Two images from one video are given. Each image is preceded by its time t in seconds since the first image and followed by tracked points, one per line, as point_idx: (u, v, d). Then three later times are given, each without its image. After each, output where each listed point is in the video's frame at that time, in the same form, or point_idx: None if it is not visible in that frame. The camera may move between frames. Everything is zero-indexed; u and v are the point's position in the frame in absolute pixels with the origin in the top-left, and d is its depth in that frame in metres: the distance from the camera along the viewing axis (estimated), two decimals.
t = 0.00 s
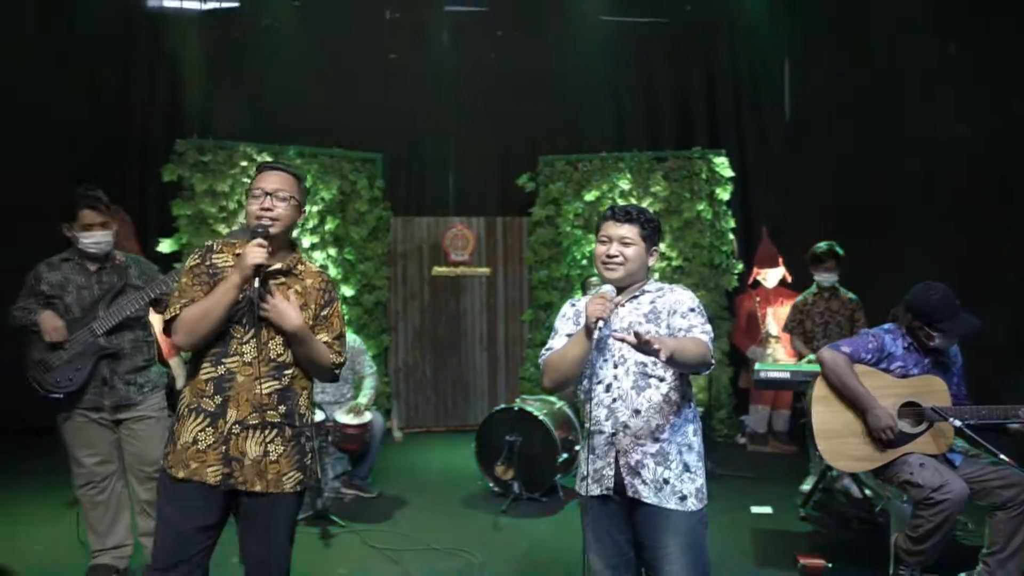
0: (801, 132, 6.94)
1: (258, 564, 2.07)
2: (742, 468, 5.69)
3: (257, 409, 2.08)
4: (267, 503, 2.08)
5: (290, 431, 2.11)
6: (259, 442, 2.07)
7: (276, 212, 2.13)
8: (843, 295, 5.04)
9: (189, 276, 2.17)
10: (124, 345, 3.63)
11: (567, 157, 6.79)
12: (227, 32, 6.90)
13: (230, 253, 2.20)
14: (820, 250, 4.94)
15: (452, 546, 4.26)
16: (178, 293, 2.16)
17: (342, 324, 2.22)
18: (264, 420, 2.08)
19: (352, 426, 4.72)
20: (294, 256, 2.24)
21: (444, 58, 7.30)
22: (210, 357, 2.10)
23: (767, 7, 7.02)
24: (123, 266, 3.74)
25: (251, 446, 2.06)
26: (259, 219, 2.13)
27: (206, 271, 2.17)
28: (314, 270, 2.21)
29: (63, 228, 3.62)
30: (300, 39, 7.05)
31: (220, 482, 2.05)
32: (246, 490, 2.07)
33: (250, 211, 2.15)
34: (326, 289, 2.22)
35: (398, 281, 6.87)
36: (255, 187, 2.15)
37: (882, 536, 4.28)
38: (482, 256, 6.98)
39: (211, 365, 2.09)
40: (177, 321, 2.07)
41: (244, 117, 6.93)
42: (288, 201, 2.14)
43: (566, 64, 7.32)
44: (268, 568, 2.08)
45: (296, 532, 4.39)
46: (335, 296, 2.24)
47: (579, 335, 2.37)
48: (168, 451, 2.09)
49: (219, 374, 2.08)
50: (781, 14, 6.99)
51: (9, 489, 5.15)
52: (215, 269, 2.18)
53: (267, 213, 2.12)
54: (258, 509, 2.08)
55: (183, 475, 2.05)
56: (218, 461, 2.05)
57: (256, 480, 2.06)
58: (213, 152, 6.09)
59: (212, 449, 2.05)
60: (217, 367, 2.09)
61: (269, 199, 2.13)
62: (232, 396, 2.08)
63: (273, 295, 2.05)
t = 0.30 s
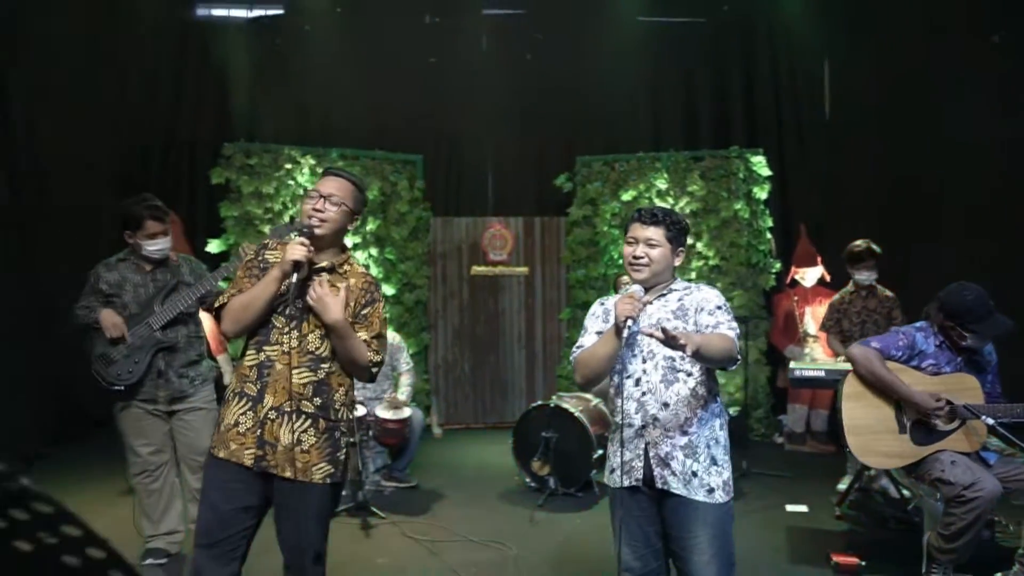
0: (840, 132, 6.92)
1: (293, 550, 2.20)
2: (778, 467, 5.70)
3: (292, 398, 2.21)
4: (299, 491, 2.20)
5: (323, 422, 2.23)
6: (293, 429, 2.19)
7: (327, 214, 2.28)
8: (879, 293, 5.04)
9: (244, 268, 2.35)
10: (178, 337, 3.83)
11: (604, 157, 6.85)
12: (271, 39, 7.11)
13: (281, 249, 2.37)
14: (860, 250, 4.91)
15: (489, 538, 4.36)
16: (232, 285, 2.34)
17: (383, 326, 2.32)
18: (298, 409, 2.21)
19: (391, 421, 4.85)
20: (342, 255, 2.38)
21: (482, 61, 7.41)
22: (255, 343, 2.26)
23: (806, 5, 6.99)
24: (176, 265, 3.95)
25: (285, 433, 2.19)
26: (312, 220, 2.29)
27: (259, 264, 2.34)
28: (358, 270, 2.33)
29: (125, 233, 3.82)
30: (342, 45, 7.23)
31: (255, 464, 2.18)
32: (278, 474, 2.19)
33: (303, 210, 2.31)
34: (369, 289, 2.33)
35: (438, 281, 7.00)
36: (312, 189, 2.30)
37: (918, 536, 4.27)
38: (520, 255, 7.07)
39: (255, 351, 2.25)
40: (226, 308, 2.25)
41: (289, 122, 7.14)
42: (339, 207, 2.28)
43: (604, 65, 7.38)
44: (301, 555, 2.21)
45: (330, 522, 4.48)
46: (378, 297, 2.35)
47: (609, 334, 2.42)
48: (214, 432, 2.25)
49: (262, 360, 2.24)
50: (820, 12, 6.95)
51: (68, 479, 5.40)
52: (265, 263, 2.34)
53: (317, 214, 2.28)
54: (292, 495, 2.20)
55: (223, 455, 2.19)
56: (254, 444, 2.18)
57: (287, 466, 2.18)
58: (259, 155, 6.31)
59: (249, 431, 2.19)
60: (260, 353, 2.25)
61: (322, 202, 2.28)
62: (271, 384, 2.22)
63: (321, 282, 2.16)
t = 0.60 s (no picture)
0: (886, 128, 6.81)
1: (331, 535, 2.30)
2: (820, 466, 5.65)
3: (329, 391, 2.29)
4: (336, 483, 2.28)
5: (359, 415, 2.30)
6: (329, 421, 2.28)
7: (366, 214, 2.35)
8: (924, 290, 4.95)
9: (287, 268, 2.45)
10: (225, 332, 3.95)
11: (645, 155, 6.87)
12: (317, 43, 7.27)
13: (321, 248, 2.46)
14: (904, 247, 4.82)
15: (525, 532, 4.41)
16: (276, 285, 2.45)
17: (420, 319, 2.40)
18: (335, 402, 2.29)
19: (432, 416, 4.98)
20: (379, 253, 2.46)
21: (523, 60, 7.46)
22: (296, 339, 2.36)
23: None
24: (224, 263, 4.10)
25: (321, 425, 2.28)
26: (352, 219, 2.36)
27: (300, 264, 2.44)
28: (395, 267, 2.41)
29: (175, 231, 3.96)
30: (385, 47, 7.36)
31: (294, 455, 2.27)
32: (315, 466, 2.28)
33: (343, 208, 2.37)
34: (405, 284, 2.40)
35: (479, 279, 7.07)
36: (353, 189, 2.37)
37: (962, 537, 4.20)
38: (560, 253, 7.09)
39: (296, 345, 2.35)
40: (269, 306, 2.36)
41: (334, 123, 7.29)
42: (378, 207, 2.35)
43: (644, 63, 7.37)
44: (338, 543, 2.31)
45: (368, 517, 4.55)
46: (414, 292, 2.42)
47: (642, 329, 2.43)
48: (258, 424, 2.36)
49: (301, 354, 2.33)
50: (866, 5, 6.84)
51: (123, 469, 5.61)
52: (306, 262, 2.44)
53: (356, 213, 2.35)
54: (330, 486, 2.29)
55: (266, 447, 2.29)
56: (293, 435, 2.27)
57: (324, 458, 2.26)
58: (305, 155, 6.47)
59: (289, 423, 2.28)
60: (300, 347, 2.34)
61: (363, 201, 2.35)
62: (310, 377, 2.31)
63: (359, 281, 2.18)
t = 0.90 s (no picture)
0: (913, 124, 6.70)
1: (350, 527, 2.35)
2: (842, 466, 5.58)
3: (346, 384, 2.33)
4: (355, 475, 2.33)
5: (377, 408, 2.33)
6: (348, 415, 2.31)
7: (382, 210, 2.38)
8: (949, 287, 4.87)
9: (297, 270, 2.45)
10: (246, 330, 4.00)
11: (667, 153, 6.84)
12: (340, 44, 7.33)
13: (332, 247, 2.46)
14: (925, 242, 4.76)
15: (541, 528, 4.43)
16: (289, 285, 2.45)
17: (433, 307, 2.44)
18: (354, 395, 2.32)
19: (450, 412, 4.98)
20: (388, 245, 2.49)
21: (545, 59, 7.45)
22: (312, 336, 2.38)
23: None
24: (245, 261, 4.15)
25: (341, 419, 2.31)
26: (367, 215, 2.38)
27: (310, 262, 2.45)
28: (406, 257, 2.44)
29: (196, 226, 4.02)
30: (407, 48, 7.40)
31: (314, 449, 2.31)
32: (335, 459, 2.32)
33: (359, 201, 2.39)
34: (416, 273, 2.44)
35: (500, 277, 7.09)
36: (371, 183, 2.40)
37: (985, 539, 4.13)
38: (581, 251, 7.08)
39: (312, 342, 2.37)
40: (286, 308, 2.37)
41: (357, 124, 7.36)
42: (394, 201, 2.37)
43: (666, 60, 7.33)
44: (356, 533, 2.36)
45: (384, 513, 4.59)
46: (424, 280, 2.45)
47: (651, 329, 2.41)
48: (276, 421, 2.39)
49: (317, 349, 2.36)
50: None
51: (149, 463, 5.71)
52: (317, 261, 2.44)
53: (373, 205, 2.37)
54: (349, 478, 2.33)
55: (285, 443, 2.32)
56: (312, 430, 2.31)
57: (344, 452, 2.30)
58: (327, 155, 6.53)
59: (308, 418, 2.32)
60: (316, 343, 2.36)
61: (379, 195, 2.37)
62: (326, 371, 2.34)
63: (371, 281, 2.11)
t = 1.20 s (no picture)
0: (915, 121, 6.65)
1: (343, 521, 2.32)
2: (842, 466, 5.55)
3: (341, 381, 2.28)
4: (348, 471, 2.31)
5: (372, 404, 2.30)
6: (343, 412, 2.27)
7: (373, 210, 2.36)
8: (947, 284, 4.83)
9: (285, 270, 2.40)
10: (239, 327, 3.97)
11: (667, 151, 6.82)
12: (341, 43, 7.34)
13: (319, 247, 2.43)
14: (916, 238, 4.76)
15: (537, 526, 4.43)
16: (277, 285, 2.39)
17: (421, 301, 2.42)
18: (348, 392, 2.28)
19: (447, 411, 4.95)
20: (376, 242, 2.47)
21: (546, 58, 7.43)
22: (303, 335, 2.32)
23: None
24: (242, 259, 4.10)
25: (336, 416, 2.27)
26: (357, 216, 2.36)
27: (297, 262, 2.40)
28: (394, 253, 2.43)
29: (191, 220, 4.02)
30: (407, 47, 7.40)
31: (308, 447, 2.26)
32: (330, 456, 2.28)
33: (350, 201, 2.37)
34: (404, 269, 2.43)
35: (500, 275, 7.08)
36: (361, 182, 2.38)
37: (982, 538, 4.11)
38: (582, 250, 7.06)
39: (304, 341, 2.32)
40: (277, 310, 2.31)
41: (358, 123, 7.38)
42: (385, 201, 2.37)
43: (667, 59, 7.31)
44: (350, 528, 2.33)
45: (375, 508, 4.61)
46: (412, 275, 2.44)
47: (643, 326, 2.36)
48: (267, 421, 2.32)
49: (310, 348, 2.30)
50: None
51: (148, 461, 5.72)
52: (304, 260, 2.40)
53: (364, 205, 2.35)
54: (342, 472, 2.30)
55: (278, 442, 2.27)
56: (307, 428, 2.26)
57: (339, 448, 2.26)
58: (327, 154, 6.53)
59: (302, 417, 2.26)
60: (309, 342, 2.31)
61: (370, 194, 2.36)
62: (319, 368, 2.29)
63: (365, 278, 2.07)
